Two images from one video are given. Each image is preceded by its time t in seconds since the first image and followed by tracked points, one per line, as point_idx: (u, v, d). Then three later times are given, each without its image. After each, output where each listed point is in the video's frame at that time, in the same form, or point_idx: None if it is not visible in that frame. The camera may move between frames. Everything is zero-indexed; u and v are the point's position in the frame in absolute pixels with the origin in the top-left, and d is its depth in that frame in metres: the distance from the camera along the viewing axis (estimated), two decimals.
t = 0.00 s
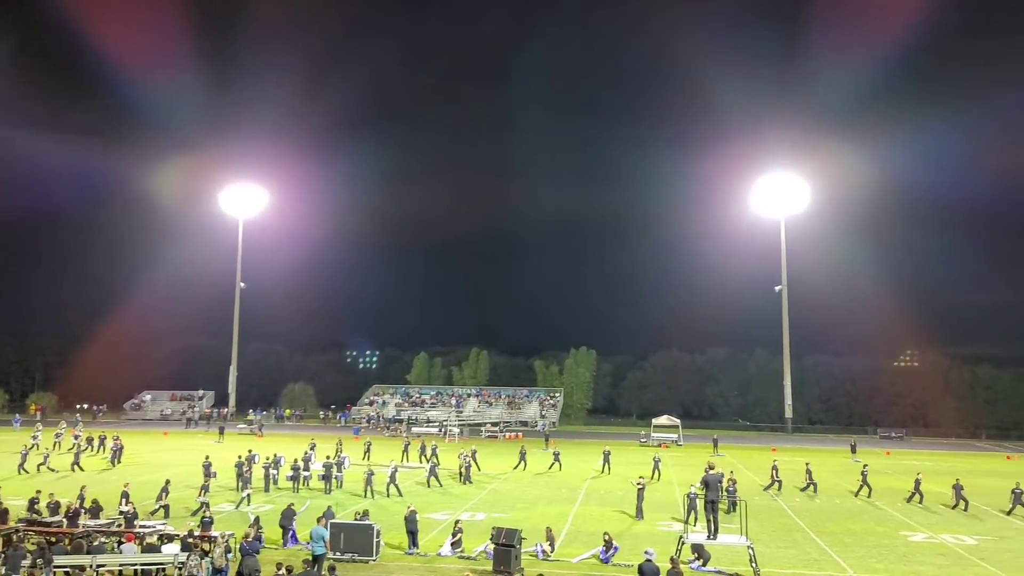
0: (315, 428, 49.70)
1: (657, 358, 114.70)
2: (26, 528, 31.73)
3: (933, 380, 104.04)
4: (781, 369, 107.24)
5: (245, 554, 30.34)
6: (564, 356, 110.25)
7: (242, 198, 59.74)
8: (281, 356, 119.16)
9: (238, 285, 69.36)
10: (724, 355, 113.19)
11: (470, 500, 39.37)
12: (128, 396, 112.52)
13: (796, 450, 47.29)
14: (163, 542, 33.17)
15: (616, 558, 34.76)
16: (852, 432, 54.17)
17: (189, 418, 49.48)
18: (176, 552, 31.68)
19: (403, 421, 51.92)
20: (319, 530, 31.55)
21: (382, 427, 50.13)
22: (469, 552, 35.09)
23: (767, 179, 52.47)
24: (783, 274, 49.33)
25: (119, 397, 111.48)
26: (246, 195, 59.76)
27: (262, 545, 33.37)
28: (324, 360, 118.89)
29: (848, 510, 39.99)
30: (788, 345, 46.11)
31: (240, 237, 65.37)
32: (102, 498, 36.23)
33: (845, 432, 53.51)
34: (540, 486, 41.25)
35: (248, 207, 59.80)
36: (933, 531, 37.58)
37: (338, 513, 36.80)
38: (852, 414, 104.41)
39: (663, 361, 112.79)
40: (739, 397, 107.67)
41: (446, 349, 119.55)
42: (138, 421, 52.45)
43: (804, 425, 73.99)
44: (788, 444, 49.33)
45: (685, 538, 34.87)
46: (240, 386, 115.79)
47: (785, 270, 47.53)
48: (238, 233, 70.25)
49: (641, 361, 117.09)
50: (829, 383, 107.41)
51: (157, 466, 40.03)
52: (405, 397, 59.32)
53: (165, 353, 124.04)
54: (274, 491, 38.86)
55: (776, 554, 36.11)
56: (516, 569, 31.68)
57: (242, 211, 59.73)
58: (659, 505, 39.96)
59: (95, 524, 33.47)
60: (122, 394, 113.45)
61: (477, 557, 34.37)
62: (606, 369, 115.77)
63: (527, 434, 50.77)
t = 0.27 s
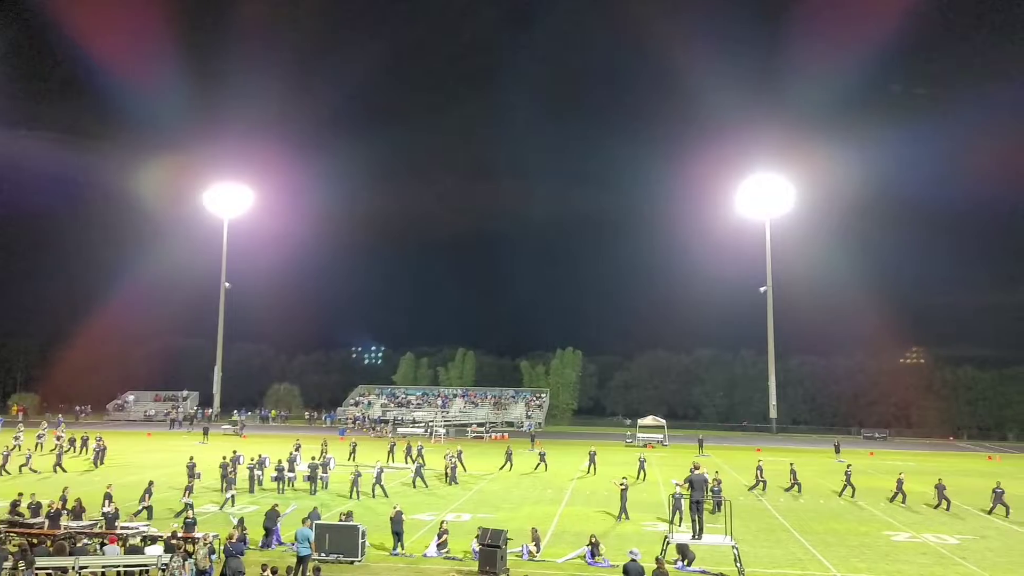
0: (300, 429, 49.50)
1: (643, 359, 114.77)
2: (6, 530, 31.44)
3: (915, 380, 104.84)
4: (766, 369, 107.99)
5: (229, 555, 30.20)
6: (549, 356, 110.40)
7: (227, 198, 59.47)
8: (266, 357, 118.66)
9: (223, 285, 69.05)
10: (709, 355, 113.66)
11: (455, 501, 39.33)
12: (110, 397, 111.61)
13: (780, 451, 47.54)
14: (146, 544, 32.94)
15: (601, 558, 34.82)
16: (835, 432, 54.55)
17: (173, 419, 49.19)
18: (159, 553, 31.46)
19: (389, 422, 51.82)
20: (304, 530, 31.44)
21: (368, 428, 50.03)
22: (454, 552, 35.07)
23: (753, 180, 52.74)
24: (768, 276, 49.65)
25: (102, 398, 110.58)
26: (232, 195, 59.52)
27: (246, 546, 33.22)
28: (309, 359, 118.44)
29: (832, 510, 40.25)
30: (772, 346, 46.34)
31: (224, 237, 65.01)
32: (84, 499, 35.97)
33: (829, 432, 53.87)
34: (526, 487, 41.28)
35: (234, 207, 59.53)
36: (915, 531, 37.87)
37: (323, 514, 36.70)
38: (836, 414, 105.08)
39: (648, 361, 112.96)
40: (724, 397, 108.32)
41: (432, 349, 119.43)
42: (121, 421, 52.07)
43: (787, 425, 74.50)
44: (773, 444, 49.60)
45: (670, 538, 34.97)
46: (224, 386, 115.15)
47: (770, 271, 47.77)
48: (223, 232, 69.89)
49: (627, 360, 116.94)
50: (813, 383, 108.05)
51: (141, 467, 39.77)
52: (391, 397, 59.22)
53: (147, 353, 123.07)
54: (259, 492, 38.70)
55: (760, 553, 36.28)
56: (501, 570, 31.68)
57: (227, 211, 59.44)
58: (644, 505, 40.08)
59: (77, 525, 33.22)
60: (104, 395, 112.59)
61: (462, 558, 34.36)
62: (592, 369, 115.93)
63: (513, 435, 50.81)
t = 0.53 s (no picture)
0: (285, 430, 49.37)
1: (630, 360, 115.14)
2: None
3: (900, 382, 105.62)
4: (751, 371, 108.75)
5: (214, 557, 30.03)
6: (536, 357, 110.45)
7: (213, 199, 59.22)
8: (252, 358, 118.12)
9: (208, 285, 68.64)
10: (696, 356, 114.17)
11: (441, 502, 39.29)
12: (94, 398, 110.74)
13: (765, 451, 47.79)
14: (130, 546, 32.70)
15: (587, 559, 34.86)
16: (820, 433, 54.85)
17: (157, 420, 48.93)
18: (143, 555, 31.25)
19: (376, 423, 51.70)
20: (290, 532, 31.28)
21: (354, 429, 49.93)
22: (440, 553, 35.04)
23: (740, 181, 52.91)
24: (754, 277, 49.95)
25: (85, 399, 109.72)
26: (218, 197, 59.29)
27: (231, 548, 33.06)
28: (295, 361, 117.93)
29: (816, 511, 40.47)
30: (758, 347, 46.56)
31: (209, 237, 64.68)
32: (67, 501, 35.72)
33: (814, 433, 54.20)
34: (512, 488, 41.30)
35: (220, 206, 59.27)
36: (898, 531, 38.15)
37: (308, 516, 36.59)
38: (821, 415, 105.84)
39: (635, 362, 113.35)
40: (710, 398, 108.81)
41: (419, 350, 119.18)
42: (105, 422, 51.71)
43: (772, 426, 74.96)
44: (758, 445, 49.84)
45: (656, 539, 35.09)
46: (209, 387, 114.46)
47: (756, 273, 48.01)
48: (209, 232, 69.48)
49: (614, 361, 117.02)
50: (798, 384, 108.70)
51: (124, 469, 39.51)
52: (378, 399, 59.10)
53: (131, 354, 122.22)
54: (244, 494, 38.54)
55: (746, 554, 36.42)
56: (487, 571, 31.65)
57: (214, 211, 59.17)
58: (630, 505, 40.20)
59: (60, 527, 32.95)
60: (88, 395, 111.68)
61: (448, 559, 34.33)
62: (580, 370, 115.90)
63: (500, 436, 50.82)
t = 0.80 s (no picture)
0: (276, 430, 49.28)
1: (621, 361, 115.36)
2: None
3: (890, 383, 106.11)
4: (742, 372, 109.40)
5: (204, 559, 29.90)
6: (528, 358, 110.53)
7: (203, 199, 59.04)
8: (243, 358, 117.75)
9: (198, 286, 68.43)
10: (687, 357, 114.51)
11: (433, 503, 39.27)
12: (84, 399, 110.38)
13: (756, 452, 47.93)
14: (119, 547, 32.55)
15: (578, 560, 34.87)
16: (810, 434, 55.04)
17: (147, 421, 48.77)
18: (132, 557, 31.10)
19: (367, 424, 51.64)
20: (281, 533, 31.14)
21: (345, 430, 49.85)
22: (431, 554, 35.02)
23: (730, 183, 53.07)
24: (745, 278, 50.09)
25: (75, 399, 109.41)
26: (208, 197, 59.10)
27: (221, 549, 32.93)
28: (286, 361, 117.66)
29: (807, 511, 40.59)
30: (749, 348, 46.66)
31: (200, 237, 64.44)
32: (56, 502, 35.58)
33: (805, 433, 54.39)
34: (504, 489, 41.32)
35: (210, 206, 59.13)
36: (888, 531, 38.31)
37: (299, 517, 36.50)
38: (811, 415, 106.31)
39: (627, 363, 113.64)
40: (702, 399, 109.21)
41: (411, 351, 119.06)
42: (95, 423, 51.45)
43: (762, 428, 75.24)
44: (749, 446, 49.99)
45: (647, 539, 35.12)
46: (199, 388, 114.05)
47: (747, 274, 48.11)
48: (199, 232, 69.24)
49: (605, 362, 117.14)
50: (789, 385, 109.17)
51: (114, 470, 39.34)
52: (369, 399, 59.04)
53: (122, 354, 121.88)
54: (234, 495, 38.44)
55: (737, 555, 36.50)
56: (479, 572, 31.61)
57: (204, 211, 59.05)
58: (622, 506, 40.26)
59: (49, 528, 32.78)
60: (77, 396, 111.06)
61: (439, 560, 34.29)
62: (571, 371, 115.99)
63: (492, 436, 50.85)
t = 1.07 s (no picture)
0: (270, 431, 49.23)
1: (615, 361, 115.48)
2: None
3: (883, 383, 106.38)
4: (735, 372, 109.74)
5: (197, 559, 29.76)
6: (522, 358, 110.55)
7: (197, 198, 58.93)
8: (236, 359, 117.55)
9: (191, 285, 68.24)
10: (681, 357, 114.73)
11: (426, 503, 39.25)
12: (76, 399, 110.08)
13: (749, 452, 48.01)
14: (112, 548, 32.46)
15: (572, 561, 34.87)
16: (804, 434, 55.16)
17: (140, 421, 48.65)
18: (125, 557, 30.99)
19: (361, 424, 51.60)
20: (274, 534, 31.05)
21: (339, 430, 49.79)
22: (425, 554, 35.01)
23: (724, 184, 53.22)
24: (738, 278, 50.22)
25: (68, 399, 109.14)
26: (201, 197, 59.00)
27: (214, 549, 32.86)
28: (280, 362, 117.46)
29: (800, 511, 40.65)
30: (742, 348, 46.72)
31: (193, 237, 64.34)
32: (48, 502, 35.46)
33: (798, 433, 54.49)
34: (497, 489, 41.33)
35: (204, 206, 58.99)
36: (881, 531, 38.41)
37: (293, 517, 36.46)
38: (804, 416, 106.63)
39: (621, 363, 113.59)
40: (695, 399, 109.48)
41: (404, 351, 118.94)
42: (88, 423, 51.33)
43: (755, 428, 75.46)
44: (742, 446, 50.07)
45: (641, 540, 35.15)
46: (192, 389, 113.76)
47: (740, 275, 48.19)
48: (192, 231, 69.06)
49: (599, 363, 117.16)
50: (783, 385, 109.46)
51: (107, 470, 39.24)
52: (363, 400, 59.00)
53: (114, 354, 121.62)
54: (228, 495, 38.39)
55: (730, 555, 36.55)
56: (472, 572, 31.59)
57: (198, 211, 58.91)
58: (616, 506, 40.30)
59: (41, 529, 32.66)
60: (70, 396, 110.75)
61: (433, 560, 34.27)
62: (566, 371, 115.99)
63: (486, 437, 50.86)
